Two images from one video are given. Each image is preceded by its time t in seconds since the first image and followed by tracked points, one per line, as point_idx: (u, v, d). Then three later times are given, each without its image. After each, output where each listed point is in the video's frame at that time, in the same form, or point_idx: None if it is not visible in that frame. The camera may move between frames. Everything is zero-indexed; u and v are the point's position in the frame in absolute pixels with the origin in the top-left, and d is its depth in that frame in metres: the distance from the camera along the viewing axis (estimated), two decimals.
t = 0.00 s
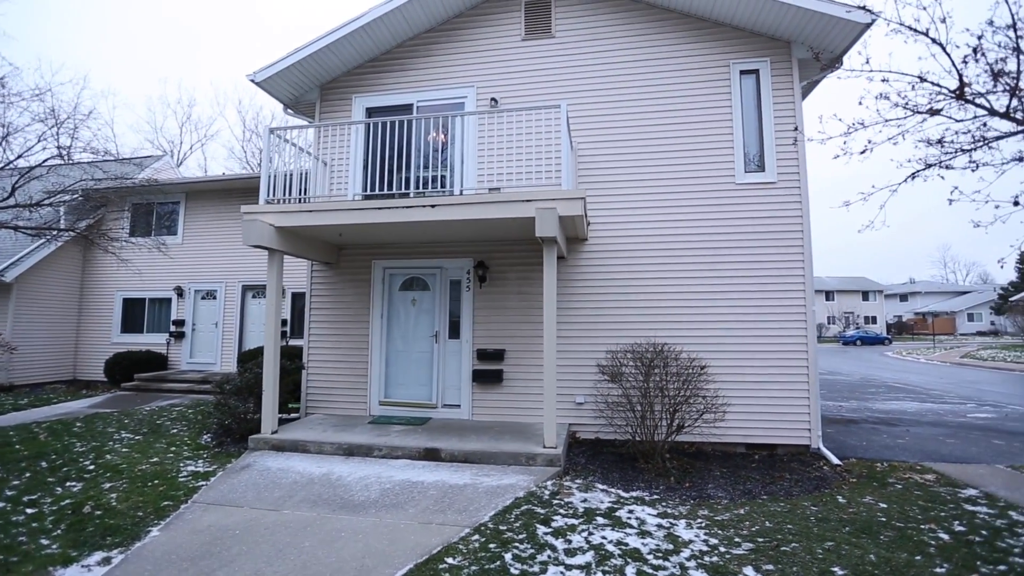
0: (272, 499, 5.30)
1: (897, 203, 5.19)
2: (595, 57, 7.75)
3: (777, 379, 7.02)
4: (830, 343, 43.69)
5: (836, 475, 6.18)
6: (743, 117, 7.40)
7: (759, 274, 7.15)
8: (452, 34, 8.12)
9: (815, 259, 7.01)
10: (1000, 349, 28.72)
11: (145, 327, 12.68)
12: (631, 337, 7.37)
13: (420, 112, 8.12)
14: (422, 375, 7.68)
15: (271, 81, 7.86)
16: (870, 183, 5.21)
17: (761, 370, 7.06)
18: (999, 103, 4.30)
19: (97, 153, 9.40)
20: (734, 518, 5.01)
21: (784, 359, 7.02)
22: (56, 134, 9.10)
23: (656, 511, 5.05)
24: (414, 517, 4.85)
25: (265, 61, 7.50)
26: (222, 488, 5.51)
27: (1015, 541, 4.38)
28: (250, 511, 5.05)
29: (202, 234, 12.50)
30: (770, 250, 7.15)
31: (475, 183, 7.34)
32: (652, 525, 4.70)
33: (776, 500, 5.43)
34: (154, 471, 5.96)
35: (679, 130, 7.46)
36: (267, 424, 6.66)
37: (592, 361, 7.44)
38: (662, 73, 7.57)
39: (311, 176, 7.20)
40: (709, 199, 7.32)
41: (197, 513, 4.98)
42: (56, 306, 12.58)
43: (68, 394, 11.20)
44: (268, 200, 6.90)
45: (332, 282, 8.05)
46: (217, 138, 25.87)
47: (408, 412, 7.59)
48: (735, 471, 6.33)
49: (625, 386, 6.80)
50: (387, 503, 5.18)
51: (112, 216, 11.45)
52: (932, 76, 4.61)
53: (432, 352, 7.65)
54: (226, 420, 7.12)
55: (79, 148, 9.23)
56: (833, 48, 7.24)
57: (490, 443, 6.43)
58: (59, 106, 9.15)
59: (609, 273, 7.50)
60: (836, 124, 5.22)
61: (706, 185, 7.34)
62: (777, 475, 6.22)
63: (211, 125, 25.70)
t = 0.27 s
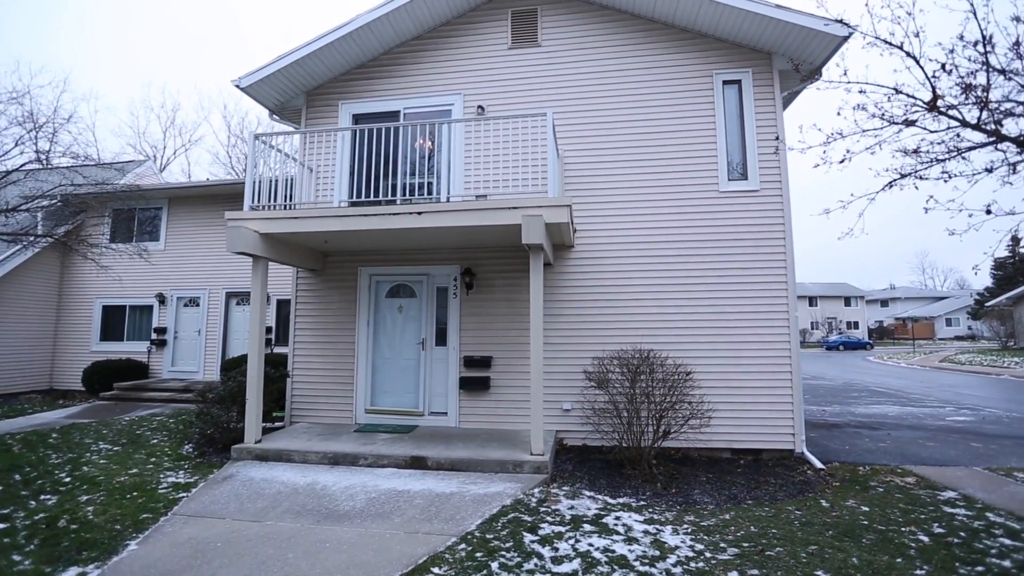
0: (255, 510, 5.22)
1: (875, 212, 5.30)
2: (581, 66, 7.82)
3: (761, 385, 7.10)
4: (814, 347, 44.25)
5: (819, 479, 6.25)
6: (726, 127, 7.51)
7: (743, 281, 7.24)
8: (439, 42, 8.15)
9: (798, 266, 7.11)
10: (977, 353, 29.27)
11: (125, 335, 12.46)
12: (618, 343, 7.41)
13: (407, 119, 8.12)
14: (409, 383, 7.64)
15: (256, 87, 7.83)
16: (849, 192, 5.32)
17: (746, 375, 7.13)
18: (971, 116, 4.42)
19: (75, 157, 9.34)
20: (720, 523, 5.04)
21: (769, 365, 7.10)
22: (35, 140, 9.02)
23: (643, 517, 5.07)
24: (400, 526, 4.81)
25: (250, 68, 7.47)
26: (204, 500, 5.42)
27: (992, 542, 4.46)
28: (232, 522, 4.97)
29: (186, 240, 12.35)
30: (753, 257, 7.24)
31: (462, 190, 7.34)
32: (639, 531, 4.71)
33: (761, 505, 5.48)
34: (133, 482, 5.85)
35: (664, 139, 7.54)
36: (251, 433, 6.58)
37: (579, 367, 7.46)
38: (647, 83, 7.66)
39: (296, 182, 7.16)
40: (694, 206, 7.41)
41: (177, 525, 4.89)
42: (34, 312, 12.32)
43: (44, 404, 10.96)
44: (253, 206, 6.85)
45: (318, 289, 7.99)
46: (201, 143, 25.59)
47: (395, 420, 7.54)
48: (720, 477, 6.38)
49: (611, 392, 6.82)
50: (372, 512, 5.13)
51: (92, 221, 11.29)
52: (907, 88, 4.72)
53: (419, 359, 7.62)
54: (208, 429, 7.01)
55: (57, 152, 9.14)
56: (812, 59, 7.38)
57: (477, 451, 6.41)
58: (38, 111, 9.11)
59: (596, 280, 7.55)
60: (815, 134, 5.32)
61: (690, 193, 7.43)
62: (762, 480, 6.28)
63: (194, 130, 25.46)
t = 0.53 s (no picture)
0: (241, 521, 5.15)
1: (859, 220, 5.38)
2: (570, 76, 7.88)
3: (750, 392, 7.14)
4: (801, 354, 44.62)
5: (807, 485, 6.29)
6: (714, 136, 7.59)
7: (731, 289, 7.30)
8: (429, 50, 8.19)
9: (785, 273, 7.19)
10: (961, 358, 29.64)
11: (109, 343, 12.29)
12: (607, 351, 7.42)
13: (397, 126, 8.12)
14: (398, 391, 7.60)
15: (245, 94, 7.80)
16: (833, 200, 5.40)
17: (734, 382, 7.18)
18: (950, 127, 4.51)
19: (61, 163, 9.31)
20: (709, 530, 5.04)
21: (757, 372, 7.15)
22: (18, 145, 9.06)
23: (633, 525, 5.06)
24: (388, 536, 4.77)
25: (238, 75, 7.45)
26: (188, 511, 5.34)
27: (976, 546, 4.52)
28: (217, 534, 4.90)
29: (172, 247, 12.23)
30: (741, 265, 7.31)
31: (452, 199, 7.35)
32: (628, 539, 4.71)
33: (750, 512, 5.50)
34: (115, 494, 5.74)
35: (652, 148, 7.61)
36: (237, 442, 6.50)
37: (569, 375, 7.46)
38: (635, 92, 7.73)
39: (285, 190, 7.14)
40: (682, 215, 7.47)
41: (161, 538, 4.81)
42: (16, 320, 12.10)
43: (24, 414, 10.76)
44: (241, 213, 6.80)
45: (307, 297, 7.94)
46: (189, 149, 25.38)
47: (384, 428, 7.49)
48: (710, 483, 6.40)
49: (601, 400, 6.82)
50: (359, 523, 5.08)
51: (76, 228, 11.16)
52: (888, 100, 4.81)
53: (409, 367, 7.59)
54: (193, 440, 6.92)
55: (41, 158, 9.13)
56: (797, 70, 7.49)
57: (467, 459, 6.38)
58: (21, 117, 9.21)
59: (585, 288, 7.57)
60: (800, 143, 5.40)
61: (678, 202, 7.49)
62: (751, 486, 6.31)
63: (182, 135, 25.25)
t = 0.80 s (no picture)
0: (229, 533, 5.08)
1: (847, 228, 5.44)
2: (562, 85, 7.94)
3: (742, 399, 7.17)
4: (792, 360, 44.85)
5: (799, 492, 6.31)
6: (705, 145, 7.65)
7: (723, 297, 7.34)
8: (422, 58, 8.21)
9: (775, 281, 7.24)
10: (949, 364, 29.95)
11: (97, 351, 12.16)
12: (600, 358, 7.43)
13: (390, 134, 8.13)
14: (389, 399, 7.56)
15: (238, 102, 7.79)
16: (822, 209, 5.46)
17: (726, 389, 7.21)
18: (935, 137, 4.57)
19: (49, 168, 9.32)
20: (702, 538, 5.04)
21: (749, 379, 7.19)
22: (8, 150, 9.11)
23: (625, 533, 5.06)
24: (379, 547, 4.73)
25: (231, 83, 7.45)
26: (176, 522, 5.27)
27: (966, 552, 4.55)
28: (204, 545, 4.83)
29: (163, 254, 12.14)
30: (732, 273, 7.36)
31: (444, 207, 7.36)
32: (621, 548, 4.70)
33: (742, 519, 5.51)
34: (101, 505, 5.66)
35: (644, 157, 7.66)
36: (227, 452, 6.44)
37: (562, 383, 7.46)
38: (627, 102, 7.80)
39: (277, 197, 7.12)
40: (673, 223, 7.51)
41: (147, 550, 4.74)
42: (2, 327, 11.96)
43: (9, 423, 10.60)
44: (232, 221, 6.78)
45: (299, 304, 7.90)
46: (180, 155, 25.24)
47: (376, 436, 7.45)
48: (702, 491, 6.40)
49: (594, 408, 6.81)
50: (350, 533, 5.03)
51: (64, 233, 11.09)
52: (874, 110, 4.87)
53: (401, 374, 7.56)
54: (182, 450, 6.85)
55: (29, 164, 9.17)
56: (786, 81, 7.58)
57: (459, 468, 6.35)
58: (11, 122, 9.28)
59: (578, 296, 7.58)
60: (788, 153, 5.47)
61: (670, 210, 7.54)
62: (743, 494, 6.32)
63: (173, 141, 25.11)
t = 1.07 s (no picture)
0: (219, 542, 5.03)
1: (839, 236, 5.48)
2: (557, 93, 7.98)
3: (736, 406, 7.18)
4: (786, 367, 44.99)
5: (793, 499, 6.32)
6: (698, 154, 7.70)
7: (717, 304, 7.37)
8: (417, 66, 8.25)
9: (768, 289, 7.28)
10: (941, 370, 30.14)
11: (87, 358, 12.05)
12: (594, 366, 7.43)
13: (385, 141, 8.14)
14: (383, 406, 7.53)
15: (233, 108, 7.78)
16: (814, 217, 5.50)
17: (720, 396, 7.22)
18: (924, 146, 4.63)
19: (41, 172, 9.18)
20: (696, 545, 5.04)
21: (743, 385, 7.20)
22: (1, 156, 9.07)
23: (620, 541, 5.04)
24: (372, 556, 4.70)
25: (226, 89, 7.44)
26: (166, 532, 5.21)
27: (959, 558, 4.56)
28: (194, 555, 4.78)
29: (155, 260, 12.07)
30: (726, 280, 7.39)
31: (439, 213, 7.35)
32: (616, 556, 4.69)
33: (737, 527, 5.50)
34: (89, 515, 5.59)
35: (637, 165, 7.70)
36: (218, 460, 6.39)
37: (556, 390, 7.45)
38: (621, 111, 7.85)
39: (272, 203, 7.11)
40: (667, 230, 7.55)
41: (136, 560, 4.68)
42: None
43: None
44: (226, 227, 6.75)
45: (292, 311, 7.86)
46: (174, 160, 25.16)
47: (369, 444, 7.41)
48: (697, 498, 6.39)
49: (589, 415, 6.81)
50: (342, 542, 4.99)
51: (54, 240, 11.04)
52: (864, 120, 4.92)
53: (395, 381, 7.53)
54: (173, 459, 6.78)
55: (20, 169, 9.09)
56: (777, 91, 7.65)
57: (453, 475, 6.32)
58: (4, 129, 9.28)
59: (572, 303, 7.59)
60: (780, 161, 5.51)
61: (663, 218, 7.58)
62: (737, 501, 6.32)
63: (167, 146, 25.02)
